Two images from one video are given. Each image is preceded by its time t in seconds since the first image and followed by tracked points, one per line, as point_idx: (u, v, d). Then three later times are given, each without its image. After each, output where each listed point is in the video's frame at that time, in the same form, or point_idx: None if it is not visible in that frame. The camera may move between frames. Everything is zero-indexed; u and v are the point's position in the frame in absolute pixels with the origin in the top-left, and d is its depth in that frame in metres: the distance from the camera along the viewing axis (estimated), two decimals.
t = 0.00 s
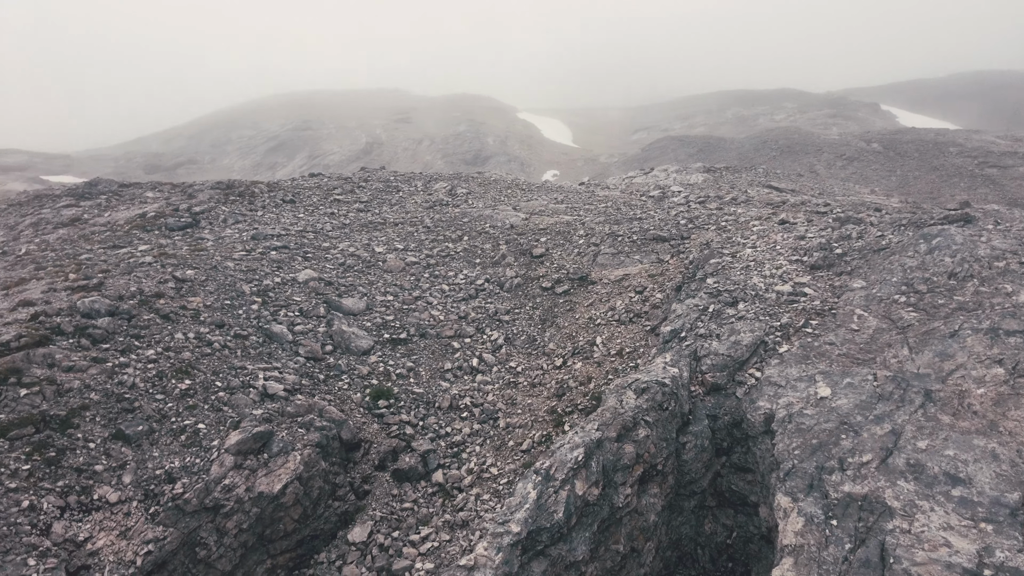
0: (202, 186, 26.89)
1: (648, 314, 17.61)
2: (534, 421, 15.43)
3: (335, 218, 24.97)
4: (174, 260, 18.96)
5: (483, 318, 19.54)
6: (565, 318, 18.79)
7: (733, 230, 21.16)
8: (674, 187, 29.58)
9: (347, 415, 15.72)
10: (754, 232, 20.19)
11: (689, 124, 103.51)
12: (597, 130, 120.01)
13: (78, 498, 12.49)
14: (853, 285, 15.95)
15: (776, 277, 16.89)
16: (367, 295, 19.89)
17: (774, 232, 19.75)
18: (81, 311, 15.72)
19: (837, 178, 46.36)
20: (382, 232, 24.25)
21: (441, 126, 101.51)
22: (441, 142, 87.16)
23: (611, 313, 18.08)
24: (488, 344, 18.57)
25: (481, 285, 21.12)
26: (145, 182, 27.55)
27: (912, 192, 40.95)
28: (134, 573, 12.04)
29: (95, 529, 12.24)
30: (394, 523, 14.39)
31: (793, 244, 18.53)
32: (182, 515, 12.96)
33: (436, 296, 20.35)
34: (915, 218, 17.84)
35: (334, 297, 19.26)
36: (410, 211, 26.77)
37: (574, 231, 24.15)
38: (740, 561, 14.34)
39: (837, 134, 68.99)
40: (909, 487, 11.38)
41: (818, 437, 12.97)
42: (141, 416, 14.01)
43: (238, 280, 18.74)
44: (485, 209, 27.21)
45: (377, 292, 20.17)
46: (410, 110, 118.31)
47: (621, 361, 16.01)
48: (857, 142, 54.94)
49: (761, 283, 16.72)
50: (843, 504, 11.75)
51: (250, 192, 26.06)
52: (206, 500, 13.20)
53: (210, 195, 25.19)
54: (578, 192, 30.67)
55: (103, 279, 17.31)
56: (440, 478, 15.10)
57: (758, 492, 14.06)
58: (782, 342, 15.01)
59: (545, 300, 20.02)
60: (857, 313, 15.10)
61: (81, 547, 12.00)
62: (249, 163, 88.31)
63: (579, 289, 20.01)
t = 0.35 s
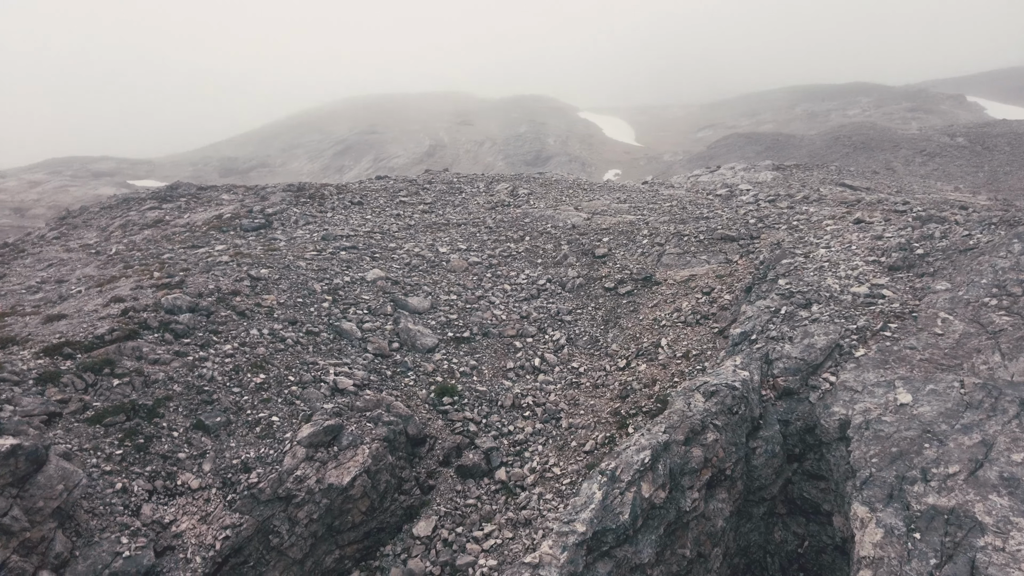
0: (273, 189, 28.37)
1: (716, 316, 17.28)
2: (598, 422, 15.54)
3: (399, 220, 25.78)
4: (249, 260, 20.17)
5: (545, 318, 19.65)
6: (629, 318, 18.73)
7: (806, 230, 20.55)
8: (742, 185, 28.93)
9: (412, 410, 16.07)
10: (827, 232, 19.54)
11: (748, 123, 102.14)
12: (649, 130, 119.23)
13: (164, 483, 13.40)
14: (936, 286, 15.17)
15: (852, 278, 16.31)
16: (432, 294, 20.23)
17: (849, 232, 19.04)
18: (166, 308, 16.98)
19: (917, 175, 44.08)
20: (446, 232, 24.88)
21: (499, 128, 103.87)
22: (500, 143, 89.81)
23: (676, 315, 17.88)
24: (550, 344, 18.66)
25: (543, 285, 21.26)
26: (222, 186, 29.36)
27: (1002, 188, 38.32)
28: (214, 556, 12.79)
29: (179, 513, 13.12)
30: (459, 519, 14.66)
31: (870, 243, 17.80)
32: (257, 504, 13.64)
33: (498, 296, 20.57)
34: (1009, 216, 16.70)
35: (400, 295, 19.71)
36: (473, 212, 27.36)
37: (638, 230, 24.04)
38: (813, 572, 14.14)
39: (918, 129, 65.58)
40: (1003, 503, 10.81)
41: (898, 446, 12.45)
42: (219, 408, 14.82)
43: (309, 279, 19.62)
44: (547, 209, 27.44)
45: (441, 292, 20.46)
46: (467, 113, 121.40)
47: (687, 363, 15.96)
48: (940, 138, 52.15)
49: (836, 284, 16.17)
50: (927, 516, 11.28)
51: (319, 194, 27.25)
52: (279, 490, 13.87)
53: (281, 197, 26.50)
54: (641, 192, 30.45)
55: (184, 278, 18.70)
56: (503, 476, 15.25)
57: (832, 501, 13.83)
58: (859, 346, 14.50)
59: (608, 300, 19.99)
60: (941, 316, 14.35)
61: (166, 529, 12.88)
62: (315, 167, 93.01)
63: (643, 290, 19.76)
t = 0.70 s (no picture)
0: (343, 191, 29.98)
1: (789, 319, 17.34)
2: (665, 425, 15.69)
3: (464, 221, 26.85)
4: (322, 260, 21.51)
5: (610, 318, 19.85)
6: (697, 320, 18.91)
7: (885, 231, 20.03)
8: (815, 184, 28.37)
9: (478, 408, 16.36)
10: (907, 232, 18.98)
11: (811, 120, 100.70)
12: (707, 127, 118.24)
13: (244, 471, 14.39)
14: None
15: (936, 280, 15.71)
16: (496, 293, 20.61)
17: (933, 232, 18.31)
18: (245, 305, 18.34)
19: (1009, 171, 41.62)
20: (510, 233, 25.73)
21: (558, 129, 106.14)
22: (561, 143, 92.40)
23: (747, 317, 18.06)
24: (615, 345, 18.89)
25: (608, 286, 21.61)
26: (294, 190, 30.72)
27: None
28: (290, 542, 13.64)
29: (258, 500, 14.05)
30: (524, 517, 14.82)
31: (957, 244, 17.02)
32: (330, 494, 14.32)
33: (562, 297, 20.79)
34: None
35: (466, 294, 20.11)
36: (537, 213, 28.21)
37: (708, 231, 24.27)
38: None
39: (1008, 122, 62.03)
40: None
41: (991, 458, 11.76)
42: (296, 400, 15.72)
43: (379, 278, 20.68)
44: (612, 210, 27.86)
45: (506, 293, 20.78)
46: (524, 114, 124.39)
47: (759, 366, 16.09)
48: None
49: (919, 287, 15.69)
50: None
51: (386, 197, 28.54)
52: (352, 481, 14.42)
53: (350, 199, 27.77)
54: (709, 192, 30.32)
55: (261, 276, 20.18)
56: (569, 476, 15.37)
57: (914, 513, 13.45)
58: (945, 352, 13.91)
59: (676, 301, 20.17)
60: None
61: (246, 515, 13.83)
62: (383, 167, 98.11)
63: (713, 291, 20.04)
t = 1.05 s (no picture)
0: (415, 194, 31.69)
1: (874, 322, 17.02)
2: (741, 430, 15.72)
3: (533, 222, 27.93)
4: (397, 260, 22.97)
5: (683, 320, 20.00)
6: (776, 322, 18.79)
7: (984, 228, 18.99)
8: (903, 179, 27.24)
9: (549, 407, 16.84)
10: (1010, 229, 17.88)
11: (886, 117, 98.26)
12: (771, 124, 115.68)
13: (324, 463, 15.37)
14: None
15: None
16: (566, 293, 21.13)
17: None
18: (326, 302, 19.79)
19: None
20: (579, 233, 26.50)
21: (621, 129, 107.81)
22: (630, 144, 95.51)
23: (829, 319, 17.82)
24: (688, 347, 19.03)
25: (681, 287, 21.75)
26: (366, 193, 33.10)
27: None
28: (367, 533, 14.56)
29: (337, 491, 15.04)
30: (595, 518, 14.99)
31: None
32: (406, 487, 15.06)
33: (633, 297, 21.27)
34: None
35: (535, 294, 20.91)
36: (606, 213, 28.77)
37: (785, 229, 23.83)
38: None
39: None
40: None
41: None
42: (374, 395, 16.77)
43: (450, 277, 21.69)
44: (685, 209, 27.88)
45: (575, 292, 21.48)
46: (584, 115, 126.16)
47: (842, 371, 15.91)
48: None
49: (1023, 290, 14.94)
50: None
51: (455, 198, 30.09)
52: (427, 475, 15.09)
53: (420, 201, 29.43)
54: (786, 188, 29.69)
55: (339, 275, 21.75)
56: (640, 479, 15.57)
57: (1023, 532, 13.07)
58: None
59: (752, 303, 20.08)
60: None
61: (326, 505, 14.88)
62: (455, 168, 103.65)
63: (792, 293, 19.74)
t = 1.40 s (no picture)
0: (484, 196, 33.39)
1: (970, 324, 16.03)
2: (823, 435, 15.29)
3: (603, 219, 28.46)
4: (466, 259, 24.05)
5: (761, 320, 19.70)
6: (860, 324, 18.20)
7: None
8: (1006, 171, 25.36)
9: (621, 407, 17.03)
10: None
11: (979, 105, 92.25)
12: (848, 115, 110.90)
13: (399, 456, 16.04)
14: None
15: None
16: (637, 292, 21.75)
17: None
18: (400, 300, 20.75)
19: None
20: (651, 231, 26.78)
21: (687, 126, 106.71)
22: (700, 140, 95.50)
23: (918, 321, 17.05)
24: (767, 348, 18.68)
25: (759, 285, 21.39)
26: (438, 193, 35.48)
27: None
28: (439, 526, 15.05)
29: (411, 484, 15.63)
30: (667, 521, 14.85)
31: None
32: (477, 483, 15.42)
33: (708, 296, 21.25)
34: None
35: (605, 292, 21.45)
36: (679, 209, 28.75)
37: (870, 226, 22.77)
38: None
39: None
40: None
41: None
42: (446, 391, 17.24)
43: (520, 276, 22.50)
44: (761, 205, 27.20)
45: (646, 290, 22.01)
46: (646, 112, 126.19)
47: (934, 375, 15.17)
48: None
49: None
50: None
51: (524, 198, 32.00)
52: (497, 472, 15.39)
53: (491, 200, 31.98)
54: (871, 182, 28.36)
55: (412, 274, 22.80)
56: (716, 483, 15.34)
57: None
58: None
59: (834, 303, 19.52)
60: None
61: (400, 497, 15.44)
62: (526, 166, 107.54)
63: (878, 293, 19.06)
